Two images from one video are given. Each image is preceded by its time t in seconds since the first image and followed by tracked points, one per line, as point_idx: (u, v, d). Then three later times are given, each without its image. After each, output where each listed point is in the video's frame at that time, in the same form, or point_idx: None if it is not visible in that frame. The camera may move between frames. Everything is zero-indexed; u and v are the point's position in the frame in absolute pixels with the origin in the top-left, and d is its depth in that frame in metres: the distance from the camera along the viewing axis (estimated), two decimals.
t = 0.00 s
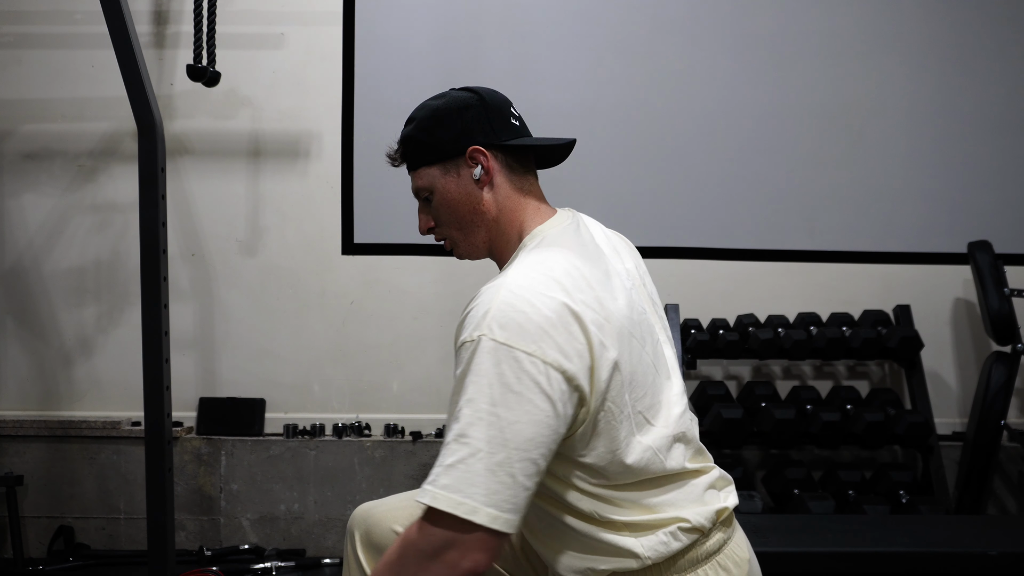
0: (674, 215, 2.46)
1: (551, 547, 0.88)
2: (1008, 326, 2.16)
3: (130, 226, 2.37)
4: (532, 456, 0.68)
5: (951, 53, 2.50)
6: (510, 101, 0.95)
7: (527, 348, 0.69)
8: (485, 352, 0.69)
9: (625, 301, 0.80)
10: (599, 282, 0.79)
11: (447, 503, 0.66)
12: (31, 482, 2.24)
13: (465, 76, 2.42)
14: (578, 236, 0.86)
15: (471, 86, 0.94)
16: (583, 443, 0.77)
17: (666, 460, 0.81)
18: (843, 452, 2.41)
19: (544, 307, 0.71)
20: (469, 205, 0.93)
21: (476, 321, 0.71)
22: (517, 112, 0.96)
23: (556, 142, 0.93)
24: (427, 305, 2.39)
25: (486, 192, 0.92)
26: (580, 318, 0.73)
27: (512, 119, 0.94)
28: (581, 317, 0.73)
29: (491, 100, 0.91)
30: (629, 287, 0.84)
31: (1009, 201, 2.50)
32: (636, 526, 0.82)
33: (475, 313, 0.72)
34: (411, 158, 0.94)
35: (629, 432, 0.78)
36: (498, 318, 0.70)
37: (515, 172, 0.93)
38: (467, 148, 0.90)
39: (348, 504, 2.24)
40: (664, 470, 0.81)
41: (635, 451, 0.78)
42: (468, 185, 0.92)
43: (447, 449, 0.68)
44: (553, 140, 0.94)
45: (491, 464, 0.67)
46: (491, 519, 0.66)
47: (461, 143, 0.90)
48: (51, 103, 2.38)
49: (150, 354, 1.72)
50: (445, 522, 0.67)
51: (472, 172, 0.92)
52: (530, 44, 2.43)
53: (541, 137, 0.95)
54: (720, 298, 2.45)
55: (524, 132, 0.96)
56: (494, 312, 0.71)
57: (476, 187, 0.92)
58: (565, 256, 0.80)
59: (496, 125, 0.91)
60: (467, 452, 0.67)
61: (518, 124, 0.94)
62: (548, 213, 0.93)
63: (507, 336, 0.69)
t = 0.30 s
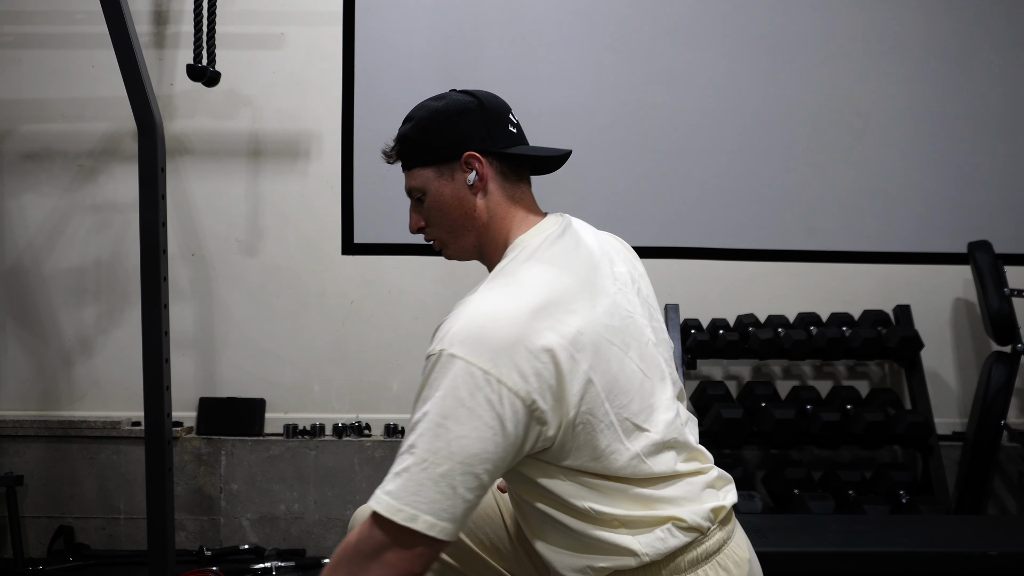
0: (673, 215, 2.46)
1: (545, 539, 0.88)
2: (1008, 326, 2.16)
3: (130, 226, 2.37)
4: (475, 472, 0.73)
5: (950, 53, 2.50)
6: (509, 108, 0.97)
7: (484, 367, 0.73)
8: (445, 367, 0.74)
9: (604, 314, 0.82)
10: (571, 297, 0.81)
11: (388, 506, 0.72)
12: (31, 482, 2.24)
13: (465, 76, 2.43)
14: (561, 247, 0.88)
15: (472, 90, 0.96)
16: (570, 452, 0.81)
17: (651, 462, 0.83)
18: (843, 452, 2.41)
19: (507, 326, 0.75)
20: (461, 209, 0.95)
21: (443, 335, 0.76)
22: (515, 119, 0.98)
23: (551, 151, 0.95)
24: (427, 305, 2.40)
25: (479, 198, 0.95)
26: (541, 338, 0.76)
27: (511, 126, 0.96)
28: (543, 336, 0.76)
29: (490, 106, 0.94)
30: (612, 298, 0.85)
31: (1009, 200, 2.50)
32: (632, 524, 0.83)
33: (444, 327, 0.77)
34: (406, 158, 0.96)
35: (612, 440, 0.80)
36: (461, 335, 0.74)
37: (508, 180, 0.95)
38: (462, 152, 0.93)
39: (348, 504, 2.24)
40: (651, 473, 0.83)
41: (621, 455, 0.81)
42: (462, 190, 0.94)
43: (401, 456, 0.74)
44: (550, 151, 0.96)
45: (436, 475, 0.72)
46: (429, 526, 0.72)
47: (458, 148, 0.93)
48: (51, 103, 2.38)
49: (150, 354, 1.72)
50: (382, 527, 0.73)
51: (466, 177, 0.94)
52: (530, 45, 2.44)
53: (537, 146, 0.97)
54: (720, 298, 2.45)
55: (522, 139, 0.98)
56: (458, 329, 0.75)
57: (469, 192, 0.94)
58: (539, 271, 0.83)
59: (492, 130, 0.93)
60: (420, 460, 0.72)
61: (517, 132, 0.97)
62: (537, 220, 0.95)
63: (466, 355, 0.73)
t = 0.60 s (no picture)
0: (674, 215, 2.46)
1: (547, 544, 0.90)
2: (1008, 326, 2.16)
3: (130, 226, 2.37)
4: (428, 483, 0.75)
5: (950, 53, 2.50)
6: (501, 117, 0.98)
7: (440, 380, 0.74)
8: (405, 378, 0.75)
9: (577, 325, 0.82)
10: (537, 309, 0.81)
11: (341, 512, 0.75)
12: (31, 482, 2.24)
13: (465, 76, 2.42)
14: (538, 257, 0.88)
15: (464, 97, 0.97)
16: (555, 458, 0.82)
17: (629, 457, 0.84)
18: (843, 452, 2.41)
19: (470, 341, 0.76)
20: (448, 217, 0.96)
21: (409, 346, 0.77)
22: (506, 128, 0.99)
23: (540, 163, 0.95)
24: (427, 305, 2.40)
25: (466, 207, 0.96)
26: (504, 353, 0.76)
27: (502, 135, 0.97)
28: (506, 351, 0.77)
29: (482, 115, 0.94)
30: (590, 307, 0.84)
31: (1009, 201, 2.50)
32: (625, 524, 0.84)
33: (412, 337, 0.79)
34: (396, 162, 0.96)
35: (591, 444, 0.81)
36: (424, 349, 0.76)
37: (497, 190, 0.97)
38: (451, 161, 0.94)
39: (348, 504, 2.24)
40: (635, 471, 0.84)
41: (603, 457, 0.82)
42: (450, 198, 0.96)
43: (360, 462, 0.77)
44: (539, 163, 0.98)
45: (390, 485, 0.74)
46: (383, 535, 0.75)
47: (448, 157, 0.94)
48: (51, 103, 2.38)
49: (150, 354, 1.72)
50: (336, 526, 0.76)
51: (454, 186, 0.95)
52: (530, 45, 2.43)
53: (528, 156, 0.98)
54: (720, 297, 2.45)
55: (512, 148, 0.99)
56: (422, 342, 0.76)
57: (457, 201, 0.96)
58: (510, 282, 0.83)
59: (482, 141, 0.94)
60: (376, 470, 0.74)
61: (507, 141, 0.98)
62: (521, 229, 0.96)
63: (423, 368, 0.75)
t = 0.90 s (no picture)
0: (673, 215, 2.46)
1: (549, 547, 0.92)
2: (1008, 326, 2.15)
3: (130, 225, 2.37)
4: (397, 485, 0.79)
5: (949, 53, 2.50)
6: (496, 129, 1.00)
7: (408, 386, 0.79)
8: (376, 384, 0.80)
9: (549, 329, 0.84)
10: (509, 315, 0.83)
11: (315, 511, 0.81)
12: (31, 482, 2.24)
13: (465, 76, 2.42)
14: (516, 263, 0.90)
15: (460, 107, 0.99)
16: (535, 461, 0.84)
17: (612, 455, 0.84)
18: (843, 452, 2.41)
19: (435, 349, 0.80)
20: (437, 228, 0.99)
21: (381, 352, 0.82)
22: (501, 141, 1.01)
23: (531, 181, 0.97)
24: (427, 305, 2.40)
25: (455, 219, 0.99)
26: (469, 358, 0.80)
27: (496, 148, 0.99)
28: (471, 357, 0.80)
29: (476, 127, 0.97)
30: (566, 310, 0.86)
31: (1009, 201, 2.50)
32: (622, 519, 0.85)
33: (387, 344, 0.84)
34: (390, 170, 0.99)
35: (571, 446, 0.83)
36: (392, 356, 0.81)
37: (486, 204, 0.99)
38: (442, 174, 0.96)
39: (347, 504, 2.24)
40: (623, 468, 0.84)
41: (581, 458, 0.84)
42: (440, 209, 0.98)
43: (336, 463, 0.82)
44: (530, 177, 1.00)
45: (361, 486, 0.79)
46: (356, 537, 0.80)
47: (440, 168, 0.96)
48: (51, 103, 2.38)
49: (150, 354, 1.72)
50: (315, 524, 0.81)
51: (444, 199, 0.98)
52: (530, 45, 2.44)
53: (520, 172, 1.00)
54: (720, 298, 2.45)
55: (505, 161, 1.01)
56: (392, 349, 0.81)
57: (446, 213, 0.98)
58: (483, 289, 0.86)
59: (474, 157, 0.96)
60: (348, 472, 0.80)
61: (501, 155, 1.00)
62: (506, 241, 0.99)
63: (394, 373, 0.80)
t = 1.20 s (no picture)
0: (673, 215, 2.46)
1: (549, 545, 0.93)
2: (1008, 327, 2.16)
3: (130, 225, 2.37)
4: (381, 484, 0.80)
5: (949, 53, 2.50)
6: (494, 143, 1.02)
7: (391, 387, 0.80)
8: (360, 386, 0.81)
9: (534, 331, 0.84)
10: (493, 316, 0.84)
11: (300, 506, 0.82)
12: (30, 482, 2.24)
13: (465, 76, 2.42)
14: (504, 266, 0.90)
15: (459, 119, 1.00)
16: (533, 461, 0.84)
17: (605, 452, 0.84)
18: (843, 452, 2.41)
19: (418, 351, 0.81)
20: (430, 236, 0.99)
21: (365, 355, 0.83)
22: (498, 154, 1.02)
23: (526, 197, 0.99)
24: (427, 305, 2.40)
25: (448, 228, 0.99)
26: (452, 359, 0.80)
27: (492, 161, 1.00)
28: (453, 358, 0.80)
29: (475, 139, 0.98)
30: (551, 312, 0.86)
31: (1009, 201, 2.50)
32: (619, 518, 0.85)
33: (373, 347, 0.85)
34: (387, 176, 0.99)
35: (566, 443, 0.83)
36: (375, 358, 0.81)
37: (480, 215, 1.00)
38: (439, 182, 0.97)
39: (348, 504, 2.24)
40: (616, 466, 0.84)
41: (575, 456, 0.83)
42: (433, 218, 0.99)
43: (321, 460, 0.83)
44: (524, 191, 1.01)
45: (344, 484, 0.80)
46: (341, 533, 0.80)
47: (436, 177, 0.97)
48: (51, 103, 2.38)
49: (150, 354, 1.72)
50: (298, 519, 0.82)
51: (439, 207, 0.98)
52: (530, 44, 2.43)
53: (515, 186, 1.01)
54: (720, 297, 2.45)
55: (501, 174, 1.03)
56: (376, 352, 0.82)
57: (440, 222, 0.99)
58: (468, 292, 0.86)
59: (472, 169, 0.97)
60: (331, 470, 0.81)
61: (497, 168, 1.01)
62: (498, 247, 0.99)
63: (377, 375, 0.80)
